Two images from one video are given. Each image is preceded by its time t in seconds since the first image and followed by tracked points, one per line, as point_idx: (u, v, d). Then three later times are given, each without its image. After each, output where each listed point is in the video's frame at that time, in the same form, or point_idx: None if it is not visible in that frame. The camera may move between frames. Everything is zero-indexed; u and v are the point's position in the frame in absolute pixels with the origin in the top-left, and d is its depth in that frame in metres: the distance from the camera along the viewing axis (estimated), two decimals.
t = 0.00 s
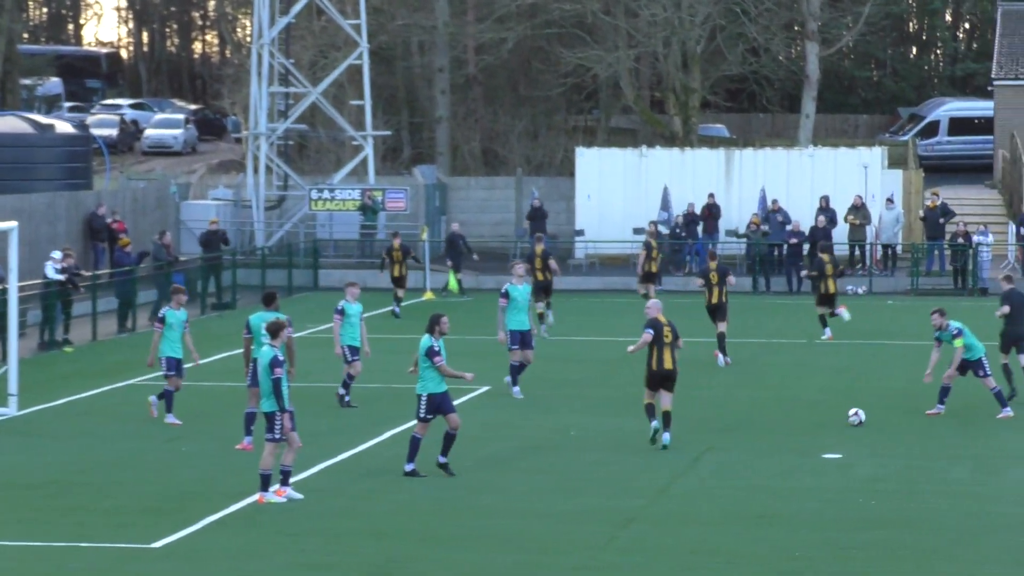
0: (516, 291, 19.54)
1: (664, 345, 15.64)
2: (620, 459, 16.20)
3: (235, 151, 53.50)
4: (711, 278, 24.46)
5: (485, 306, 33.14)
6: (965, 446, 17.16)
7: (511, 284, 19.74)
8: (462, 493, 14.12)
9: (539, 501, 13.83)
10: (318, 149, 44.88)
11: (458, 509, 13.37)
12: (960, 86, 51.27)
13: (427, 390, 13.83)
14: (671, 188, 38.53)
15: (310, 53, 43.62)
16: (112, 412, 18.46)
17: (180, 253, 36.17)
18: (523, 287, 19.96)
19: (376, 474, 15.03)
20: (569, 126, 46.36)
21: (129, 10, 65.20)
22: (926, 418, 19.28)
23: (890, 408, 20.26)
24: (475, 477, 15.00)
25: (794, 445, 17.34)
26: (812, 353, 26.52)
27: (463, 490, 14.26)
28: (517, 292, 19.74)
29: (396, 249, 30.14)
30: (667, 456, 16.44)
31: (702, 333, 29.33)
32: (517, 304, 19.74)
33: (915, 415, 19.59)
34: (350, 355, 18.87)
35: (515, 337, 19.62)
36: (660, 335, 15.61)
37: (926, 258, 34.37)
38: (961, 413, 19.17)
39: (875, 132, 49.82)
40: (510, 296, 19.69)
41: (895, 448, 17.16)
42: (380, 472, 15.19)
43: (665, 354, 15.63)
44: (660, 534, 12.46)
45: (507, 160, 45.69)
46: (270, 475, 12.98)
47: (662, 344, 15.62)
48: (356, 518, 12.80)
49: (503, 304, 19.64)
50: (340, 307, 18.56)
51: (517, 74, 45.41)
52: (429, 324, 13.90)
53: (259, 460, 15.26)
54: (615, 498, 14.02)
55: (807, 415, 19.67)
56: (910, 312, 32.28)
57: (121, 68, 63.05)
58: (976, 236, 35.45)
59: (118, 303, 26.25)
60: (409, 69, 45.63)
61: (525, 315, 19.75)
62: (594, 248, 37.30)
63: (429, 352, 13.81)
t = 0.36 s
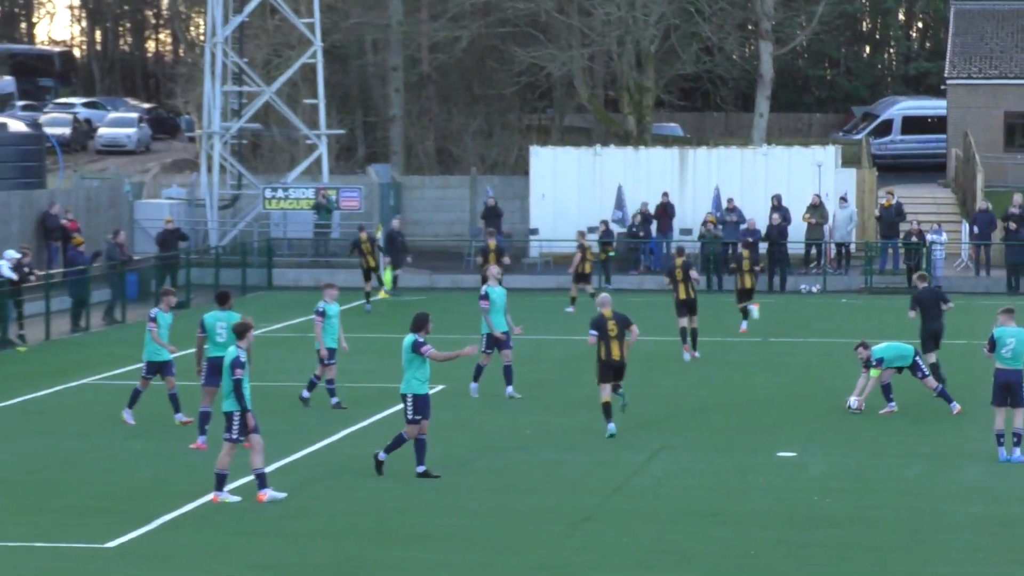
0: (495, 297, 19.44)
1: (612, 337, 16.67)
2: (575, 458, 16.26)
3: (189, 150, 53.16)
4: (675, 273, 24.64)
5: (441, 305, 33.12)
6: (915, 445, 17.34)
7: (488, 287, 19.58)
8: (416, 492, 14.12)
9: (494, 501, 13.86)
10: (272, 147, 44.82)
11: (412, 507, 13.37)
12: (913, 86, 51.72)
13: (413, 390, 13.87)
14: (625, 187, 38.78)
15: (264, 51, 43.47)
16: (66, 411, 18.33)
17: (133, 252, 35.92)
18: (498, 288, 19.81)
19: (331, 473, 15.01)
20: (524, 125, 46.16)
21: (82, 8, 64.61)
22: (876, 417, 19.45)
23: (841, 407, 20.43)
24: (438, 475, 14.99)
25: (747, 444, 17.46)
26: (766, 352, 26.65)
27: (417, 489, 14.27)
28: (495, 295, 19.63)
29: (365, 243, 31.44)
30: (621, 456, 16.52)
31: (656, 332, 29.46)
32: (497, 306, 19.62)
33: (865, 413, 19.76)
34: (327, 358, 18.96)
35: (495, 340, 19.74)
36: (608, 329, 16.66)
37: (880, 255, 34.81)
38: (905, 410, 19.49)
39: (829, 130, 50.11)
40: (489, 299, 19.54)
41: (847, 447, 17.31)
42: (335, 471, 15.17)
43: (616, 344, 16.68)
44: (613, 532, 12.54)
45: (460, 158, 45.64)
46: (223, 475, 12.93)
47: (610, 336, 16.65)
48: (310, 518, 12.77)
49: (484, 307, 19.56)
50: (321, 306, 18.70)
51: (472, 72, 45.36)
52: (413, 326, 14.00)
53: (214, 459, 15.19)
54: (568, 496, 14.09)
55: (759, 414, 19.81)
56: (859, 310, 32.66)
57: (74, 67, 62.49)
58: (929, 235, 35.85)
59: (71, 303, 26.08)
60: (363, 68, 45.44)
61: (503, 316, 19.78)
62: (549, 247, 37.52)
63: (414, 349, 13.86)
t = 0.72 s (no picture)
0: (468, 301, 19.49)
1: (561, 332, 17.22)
2: (530, 457, 16.16)
3: (142, 148, 52.58)
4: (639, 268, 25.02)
5: (396, 304, 32.94)
6: (871, 444, 17.36)
7: (462, 287, 19.68)
8: (371, 490, 13.95)
9: (449, 499, 13.70)
10: (224, 145, 44.44)
11: (366, 505, 13.20)
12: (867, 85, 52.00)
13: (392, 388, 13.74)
14: (578, 186, 38.86)
15: (216, 49, 43.12)
16: (16, 409, 18.01)
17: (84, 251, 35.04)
18: (476, 287, 19.84)
19: (286, 472, 14.81)
20: (477, 123, 46.02)
21: (32, 5, 63.75)
22: (831, 416, 19.50)
23: (797, 405, 20.48)
24: (391, 473, 14.82)
25: (703, 443, 17.40)
26: (722, 350, 26.68)
27: (372, 488, 14.09)
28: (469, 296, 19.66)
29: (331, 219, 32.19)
30: (576, 455, 16.45)
31: (612, 330, 29.43)
32: (471, 306, 19.68)
33: (820, 412, 19.82)
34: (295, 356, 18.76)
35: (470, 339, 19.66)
36: (557, 324, 17.26)
37: (833, 254, 34.99)
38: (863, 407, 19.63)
39: (783, 130, 50.27)
40: (462, 299, 19.65)
41: (802, 445, 17.33)
42: (289, 470, 14.96)
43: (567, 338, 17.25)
44: (566, 531, 12.45)
45: (413, 157, 45.38)
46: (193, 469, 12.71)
47: (561, 331, 17.28)
48: (263, 517, 12.58)
49: (456, 307, 19.71)
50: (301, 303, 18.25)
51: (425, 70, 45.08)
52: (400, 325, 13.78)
53: (166, 457, 14.96)
54: (522, 495, 13.98)
55: (714, 413, 19.79)
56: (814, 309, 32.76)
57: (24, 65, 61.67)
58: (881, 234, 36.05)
59: (21, 301, 25.72)
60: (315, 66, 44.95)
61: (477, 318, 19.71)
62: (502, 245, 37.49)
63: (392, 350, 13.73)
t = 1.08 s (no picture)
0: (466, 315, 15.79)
1: (524, 329, 14.87)
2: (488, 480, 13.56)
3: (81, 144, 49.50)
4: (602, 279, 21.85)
5: (349, 311, 30.24)
6: (894, 460, 14.86)
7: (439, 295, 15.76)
8: (303, 524, 11.30)
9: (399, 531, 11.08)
10: (166, 142, 41.44)
11: (294, 545, 10.54)
12: (850, 78, 49.53)
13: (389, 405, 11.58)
14: (544, 184, 36.27)
15: (158, 39, 40.24)
16: None
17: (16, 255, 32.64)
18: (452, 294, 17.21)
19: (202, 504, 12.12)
20: (436, 118, 42.53)
21: None
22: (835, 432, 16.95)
23: (791, 421, 17.90)
24: (330, 503, 12.17)
25: (698, 460, 14.85)
26: (701, 362, 24.08)
27: (304, 520, 11.44)
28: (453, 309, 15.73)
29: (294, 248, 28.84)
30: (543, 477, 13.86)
31: (582, 340, 26.79)
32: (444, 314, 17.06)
33: (814, 428, 17.26)
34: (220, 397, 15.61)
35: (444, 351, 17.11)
36: (520, 322, 14.88)
37: (816, 258, 31.85)
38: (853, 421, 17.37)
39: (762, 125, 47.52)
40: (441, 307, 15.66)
41: (809, 465, 14.75)
42: (206, 500, 12.28)
43: (531, 336, 14.93)
44: (543, 572, 9.87)
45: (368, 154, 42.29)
46: (161, 491, 10.90)
47: (525, 330, 14.89)
48: (160, 565, 9.91)
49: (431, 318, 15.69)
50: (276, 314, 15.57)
51: (380, 62, 42.16)
52: (395, 334, 11.71)
53: (52, 493, 12.22)
54: (472, 518, 11.37)
55: (705, 430, 17.19)
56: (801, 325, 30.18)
57: None
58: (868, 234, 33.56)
59: None
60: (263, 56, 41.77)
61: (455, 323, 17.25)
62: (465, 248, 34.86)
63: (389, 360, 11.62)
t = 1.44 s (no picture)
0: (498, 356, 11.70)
1: (552, 360, 11.43)
2: None
3: None
4: (639, 281, 15.50)
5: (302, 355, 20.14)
6: None
7: (465, 324, 11.68)
8: None
9: None
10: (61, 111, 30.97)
11: None
12: (984, 26, 38.62)
13: (428, 476, 8.14)
14: (571, 173, 25.88)
15: None
16: None
17: None
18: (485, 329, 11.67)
19: None
20: (421, 81, 31.81)
21: None
22: None
23: None
24: None
25: None
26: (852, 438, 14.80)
27: None
28: (482, 344, 11.63)
29: (232, 246, 20.90)
30: None
31: (640, 399, 17.54)
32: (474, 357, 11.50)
33: None
34: (40, 441, 9.97)
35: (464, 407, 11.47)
36: (545, 348, 11.48)
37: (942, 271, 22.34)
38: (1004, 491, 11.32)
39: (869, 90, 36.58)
40: (460, 340, 11.57)
41: None
42: None
43: (562, 371, 11.43)
44: None
45: (333, 128, 31.53)
46: None
47: (548, 361, 11.48)
48: None
49: (447, 351, 11.60)
50: (255, 350, 10.92)
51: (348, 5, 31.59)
52: (439, 374, 8.26)
53: None
54: None
55: None
56: (941, 380, 20.63)
57: None
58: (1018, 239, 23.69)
59: None
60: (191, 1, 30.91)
61: (486, 368, 11.54)
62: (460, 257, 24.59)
63: (433, 413, 8.24)
